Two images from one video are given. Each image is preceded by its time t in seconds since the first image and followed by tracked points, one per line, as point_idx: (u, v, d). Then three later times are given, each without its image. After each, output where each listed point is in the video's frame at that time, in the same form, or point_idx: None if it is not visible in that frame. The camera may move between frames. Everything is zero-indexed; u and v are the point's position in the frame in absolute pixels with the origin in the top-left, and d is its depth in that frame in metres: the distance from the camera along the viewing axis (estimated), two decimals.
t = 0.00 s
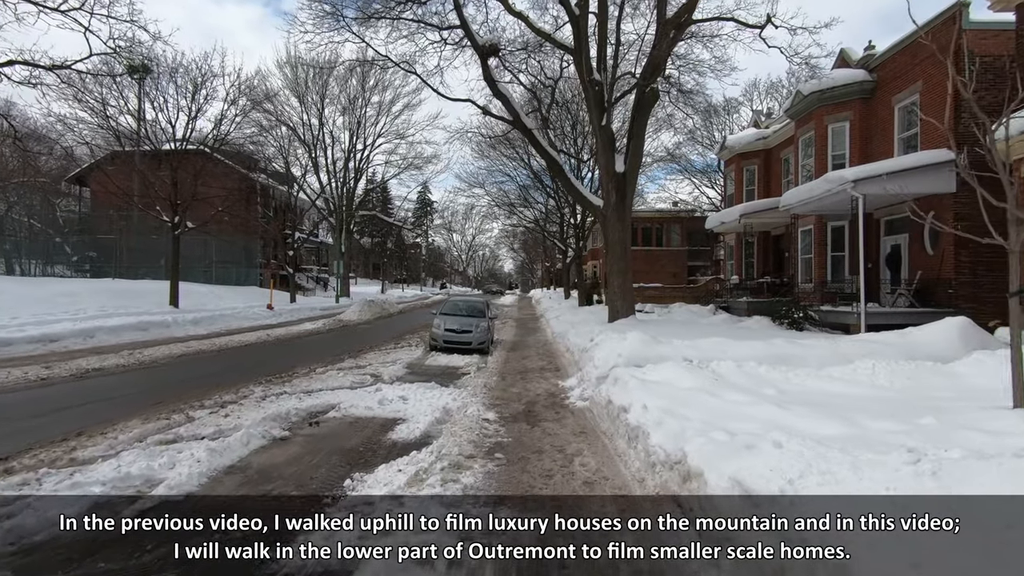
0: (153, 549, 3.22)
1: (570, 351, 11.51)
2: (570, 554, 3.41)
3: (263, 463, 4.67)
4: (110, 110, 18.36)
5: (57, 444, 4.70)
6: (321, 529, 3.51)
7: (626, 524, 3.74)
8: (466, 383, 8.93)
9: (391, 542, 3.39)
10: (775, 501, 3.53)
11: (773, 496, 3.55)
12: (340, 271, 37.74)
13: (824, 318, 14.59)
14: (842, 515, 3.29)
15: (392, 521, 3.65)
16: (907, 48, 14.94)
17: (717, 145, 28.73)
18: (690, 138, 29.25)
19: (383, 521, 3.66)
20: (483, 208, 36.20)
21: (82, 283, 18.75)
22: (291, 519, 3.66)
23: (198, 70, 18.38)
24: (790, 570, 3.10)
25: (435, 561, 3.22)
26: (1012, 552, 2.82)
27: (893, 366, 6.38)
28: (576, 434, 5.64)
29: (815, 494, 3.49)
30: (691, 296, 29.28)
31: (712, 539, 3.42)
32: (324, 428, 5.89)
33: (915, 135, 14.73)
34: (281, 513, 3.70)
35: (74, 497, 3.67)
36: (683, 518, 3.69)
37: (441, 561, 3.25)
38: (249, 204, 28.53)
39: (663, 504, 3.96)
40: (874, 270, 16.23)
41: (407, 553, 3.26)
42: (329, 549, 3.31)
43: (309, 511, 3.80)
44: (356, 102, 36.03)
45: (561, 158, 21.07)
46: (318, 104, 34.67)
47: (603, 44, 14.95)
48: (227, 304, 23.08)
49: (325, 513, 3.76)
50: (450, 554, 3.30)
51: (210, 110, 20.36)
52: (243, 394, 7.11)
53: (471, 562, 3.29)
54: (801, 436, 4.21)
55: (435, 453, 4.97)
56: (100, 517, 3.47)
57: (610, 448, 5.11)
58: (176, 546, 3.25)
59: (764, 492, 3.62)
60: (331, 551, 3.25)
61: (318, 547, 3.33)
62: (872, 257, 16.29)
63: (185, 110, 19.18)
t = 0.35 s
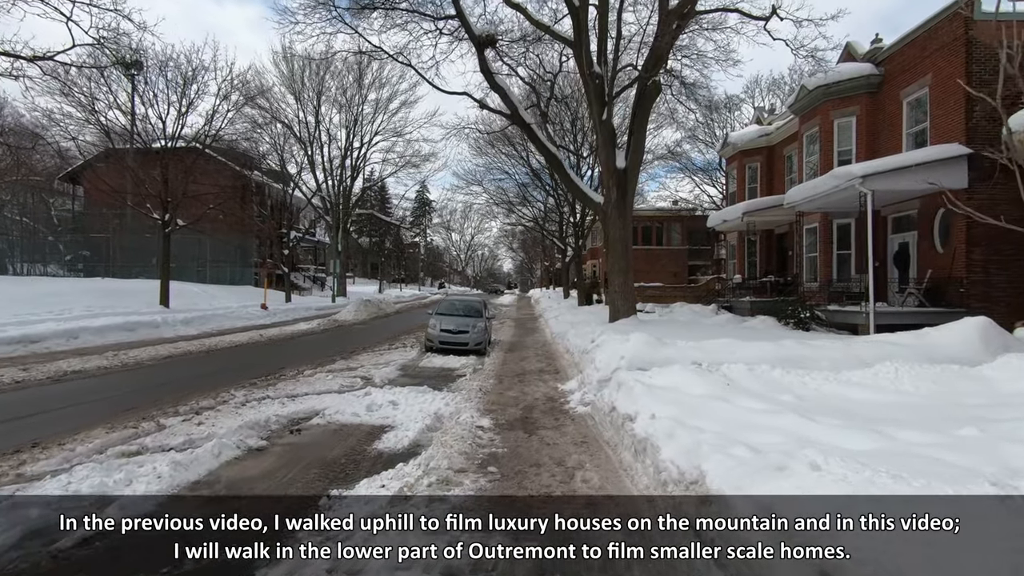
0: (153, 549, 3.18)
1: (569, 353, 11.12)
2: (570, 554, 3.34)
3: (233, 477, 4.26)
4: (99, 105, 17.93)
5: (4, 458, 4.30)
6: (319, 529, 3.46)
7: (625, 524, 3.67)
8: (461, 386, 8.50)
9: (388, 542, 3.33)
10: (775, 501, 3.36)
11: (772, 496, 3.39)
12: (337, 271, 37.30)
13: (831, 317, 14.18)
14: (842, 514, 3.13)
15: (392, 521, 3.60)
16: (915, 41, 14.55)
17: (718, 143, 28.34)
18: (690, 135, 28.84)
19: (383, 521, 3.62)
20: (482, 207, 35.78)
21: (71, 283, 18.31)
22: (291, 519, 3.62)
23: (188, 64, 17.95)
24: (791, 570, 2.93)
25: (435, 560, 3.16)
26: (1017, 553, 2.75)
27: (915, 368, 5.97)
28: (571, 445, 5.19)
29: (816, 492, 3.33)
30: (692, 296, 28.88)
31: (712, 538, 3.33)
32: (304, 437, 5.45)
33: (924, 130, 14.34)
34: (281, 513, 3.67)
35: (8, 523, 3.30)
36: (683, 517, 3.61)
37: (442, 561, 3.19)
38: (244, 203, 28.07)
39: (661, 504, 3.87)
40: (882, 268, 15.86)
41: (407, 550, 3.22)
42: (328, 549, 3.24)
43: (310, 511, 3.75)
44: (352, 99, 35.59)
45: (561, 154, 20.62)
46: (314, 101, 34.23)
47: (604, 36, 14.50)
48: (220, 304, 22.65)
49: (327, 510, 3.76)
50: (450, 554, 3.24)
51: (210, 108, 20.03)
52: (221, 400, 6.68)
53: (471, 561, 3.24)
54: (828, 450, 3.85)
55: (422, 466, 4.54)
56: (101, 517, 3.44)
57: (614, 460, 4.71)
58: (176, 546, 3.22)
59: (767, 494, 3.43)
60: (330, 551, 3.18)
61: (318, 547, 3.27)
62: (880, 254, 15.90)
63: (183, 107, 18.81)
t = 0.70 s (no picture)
0: (153, 549, 3.22)
1: (569, 355, 10.73)
2: (569, 554, 3.34)
3: (195, 501, 3.85)
4: (87, 100, 17.49)
5: None
6: (321, 530, 3.49)
7: (625, 524, 3.64)
8: (455, 392, 8.06)
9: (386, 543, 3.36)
10: (779, 501, 3.34)
11: (775, 498, 3.36)
12: (334, 270, 36.82)
13: (839, 318, 13.76)
14: (843, 514, 3.13)
15: (392, 521, 3.65)
16: (925, 34, 14.13)
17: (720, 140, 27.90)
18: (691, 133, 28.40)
19: (383, 521, 3.66)
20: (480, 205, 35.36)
21: (58, 282, 17.88)
22: (292, 519, 3.66)
23: (179, 58, 17.54)
24: (794, 571, 2.87)
25: (435, 560, 3.20)
26: (1016, 554, 2.72)
27: (942, 376, 5.61)
28: (564, 463, 4.76)
29: (817, 495, 3.34)
30: (693, 295, 28.49)
31: (712, 537, 3.29)
32: (278, 452, 5.02)
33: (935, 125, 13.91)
34: (281, 514, 3.71)
35: None
36: (683, 518, 3.54)
37: (442, 561, 3.23)
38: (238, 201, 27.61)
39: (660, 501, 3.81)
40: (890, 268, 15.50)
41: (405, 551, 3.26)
42: (329, 549, 3.28)
43: (312, 511, 3.80)
44: (349, 96, 35.14)
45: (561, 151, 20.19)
46: (311, 98, 33.79)
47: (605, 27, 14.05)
48: (213, 304, 22.21)
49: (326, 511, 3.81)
50: (449, 554, 3.28)
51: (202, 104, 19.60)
52: (196, 408, 6.25)
53: (470, 561, 3.28)
54: (856, 470, 3.58)
55: (406, 487, 4.15)
56: (101, 517, 3.48)
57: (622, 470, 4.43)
58: (176, 545, 3.25)
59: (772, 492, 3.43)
60: (331, 551, 3.23)
61: (319, 547, 3.31)
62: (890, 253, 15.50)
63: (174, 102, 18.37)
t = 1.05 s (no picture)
0: (151, 550, 3.16)
1: (571, 355, 10.31)
2: (569, 554, 3.29)
3: (147, 526, 3.40)
4: (77, 94, 17.08)
5: None
6: (320, 529, 3.41)
7: (626, 524, 3.59)
8: (451, 395, 7.60)
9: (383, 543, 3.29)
10: (775, 501, 3.20)
11: (770, 497, 3.23)
12: (331, 269, 36.36)
13: (849, 317, 13.29)
14: (842, 515, 2.99)
15: (392, 520, 3.56)
16: (938, 24, 13.69)
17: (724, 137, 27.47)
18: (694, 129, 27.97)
19: (383, 520, 3.58)
20: (480, 204, 34.91)
21: (47, 281, 17.44)
22: (291, 519, 3.59)
23: (170, 50, 17.12)
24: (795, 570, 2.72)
25: (435, 561, 3.13)
26: (1017, 552, 2.57)
27: (983, 382, 5.19)
28: (567, 480, 4.30)
29: (813, 496, 3.19)
30: (695, 294, 28.08)
31: (712, 537, 3.16)
32: (252, 465, 4.55)
33: (949, 118, 13.46)
34: (281, 513, 3.64)
35: None
36: (684, 517, 3.45)
37: (442, 561, 3.16)
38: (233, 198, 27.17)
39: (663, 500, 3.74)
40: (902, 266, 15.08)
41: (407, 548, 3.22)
42: (328, 549, 3.19)
43: (312, 511, 3.73)
44: (347, 93, 34.71)
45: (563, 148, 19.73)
46: (308, 96, 33.37)
47: (608, 17, 13.59)
48: (206, 303, 21.75)
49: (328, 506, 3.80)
50: (450, 554, 3.21)
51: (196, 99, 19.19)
52: (171, 414, 5.80)
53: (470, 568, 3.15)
54: (888, 482, 3.27)
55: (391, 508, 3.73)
56: (100, 517, 3.42)
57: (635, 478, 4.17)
58: (176, 545, 3.20)
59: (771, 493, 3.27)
60: (330, 551, 3.14)
61: (318, 546, 3.23)
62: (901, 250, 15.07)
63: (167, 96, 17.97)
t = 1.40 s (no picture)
0: (153, 550, 3.17)
1: (572, 357, 9.93)
2: (569, 554, 3.25)
3: (89, 561, 2.99)
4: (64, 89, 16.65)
5: None
6: (321, 529, 3.43)
7: (626, 524, 3.56)
8: (446, 401, 7.15)
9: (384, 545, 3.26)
10: (773, 502, 3.21)
11: (766, 498, 3.24)
12: (328, 269, 35.89)
13: (859, 318, 12.83)
14: (841, 514, 3.02)
15: (392, 520, 3.55)
16: (950, 16, 13.30)
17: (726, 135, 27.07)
18: (696, 126, 27.55)
19: (383, 520, 3.57)
20: (479, 203, 34.48)
21: (34, 279, 16.99)
22: (292, 519, 3.60)
23: (161, 45, 16.73)
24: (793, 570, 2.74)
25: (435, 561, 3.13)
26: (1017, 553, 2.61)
27: None
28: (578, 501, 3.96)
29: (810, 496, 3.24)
30: (697, 293, 27.65)
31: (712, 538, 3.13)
32: (224, 482, 4.14)
33: (961, 112, 13.06)
34: (281, 513, 3.64)
35: None
36: (684, 518, 3.40)
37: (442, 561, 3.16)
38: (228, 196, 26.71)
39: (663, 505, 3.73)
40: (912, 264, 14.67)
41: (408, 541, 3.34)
42: (329, 549, 3.20)
43: (312, 510, 3.72)
44: (345, 91, 34.26)
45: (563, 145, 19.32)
46: (305, 93, 32.91)
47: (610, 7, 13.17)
48: (199, 303, 21.29)
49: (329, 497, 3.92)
50: (450, 554, 3.21)
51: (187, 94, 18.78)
52: (141, 425, 5.37)
53: None
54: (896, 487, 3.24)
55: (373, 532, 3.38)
56: (100, 517, 3.43)
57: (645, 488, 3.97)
58: (176, 546, 3.21)
59: (772, 491, 3.31)
60: (331, 551, 3.15)
61: (319, 546, 3.24)
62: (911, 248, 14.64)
63: (156, 91, 17.56)
